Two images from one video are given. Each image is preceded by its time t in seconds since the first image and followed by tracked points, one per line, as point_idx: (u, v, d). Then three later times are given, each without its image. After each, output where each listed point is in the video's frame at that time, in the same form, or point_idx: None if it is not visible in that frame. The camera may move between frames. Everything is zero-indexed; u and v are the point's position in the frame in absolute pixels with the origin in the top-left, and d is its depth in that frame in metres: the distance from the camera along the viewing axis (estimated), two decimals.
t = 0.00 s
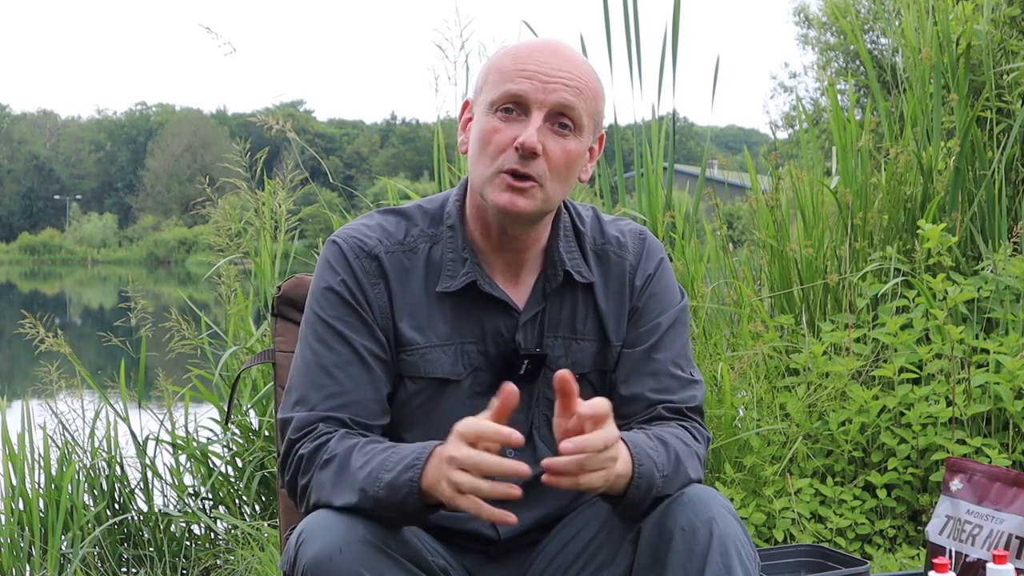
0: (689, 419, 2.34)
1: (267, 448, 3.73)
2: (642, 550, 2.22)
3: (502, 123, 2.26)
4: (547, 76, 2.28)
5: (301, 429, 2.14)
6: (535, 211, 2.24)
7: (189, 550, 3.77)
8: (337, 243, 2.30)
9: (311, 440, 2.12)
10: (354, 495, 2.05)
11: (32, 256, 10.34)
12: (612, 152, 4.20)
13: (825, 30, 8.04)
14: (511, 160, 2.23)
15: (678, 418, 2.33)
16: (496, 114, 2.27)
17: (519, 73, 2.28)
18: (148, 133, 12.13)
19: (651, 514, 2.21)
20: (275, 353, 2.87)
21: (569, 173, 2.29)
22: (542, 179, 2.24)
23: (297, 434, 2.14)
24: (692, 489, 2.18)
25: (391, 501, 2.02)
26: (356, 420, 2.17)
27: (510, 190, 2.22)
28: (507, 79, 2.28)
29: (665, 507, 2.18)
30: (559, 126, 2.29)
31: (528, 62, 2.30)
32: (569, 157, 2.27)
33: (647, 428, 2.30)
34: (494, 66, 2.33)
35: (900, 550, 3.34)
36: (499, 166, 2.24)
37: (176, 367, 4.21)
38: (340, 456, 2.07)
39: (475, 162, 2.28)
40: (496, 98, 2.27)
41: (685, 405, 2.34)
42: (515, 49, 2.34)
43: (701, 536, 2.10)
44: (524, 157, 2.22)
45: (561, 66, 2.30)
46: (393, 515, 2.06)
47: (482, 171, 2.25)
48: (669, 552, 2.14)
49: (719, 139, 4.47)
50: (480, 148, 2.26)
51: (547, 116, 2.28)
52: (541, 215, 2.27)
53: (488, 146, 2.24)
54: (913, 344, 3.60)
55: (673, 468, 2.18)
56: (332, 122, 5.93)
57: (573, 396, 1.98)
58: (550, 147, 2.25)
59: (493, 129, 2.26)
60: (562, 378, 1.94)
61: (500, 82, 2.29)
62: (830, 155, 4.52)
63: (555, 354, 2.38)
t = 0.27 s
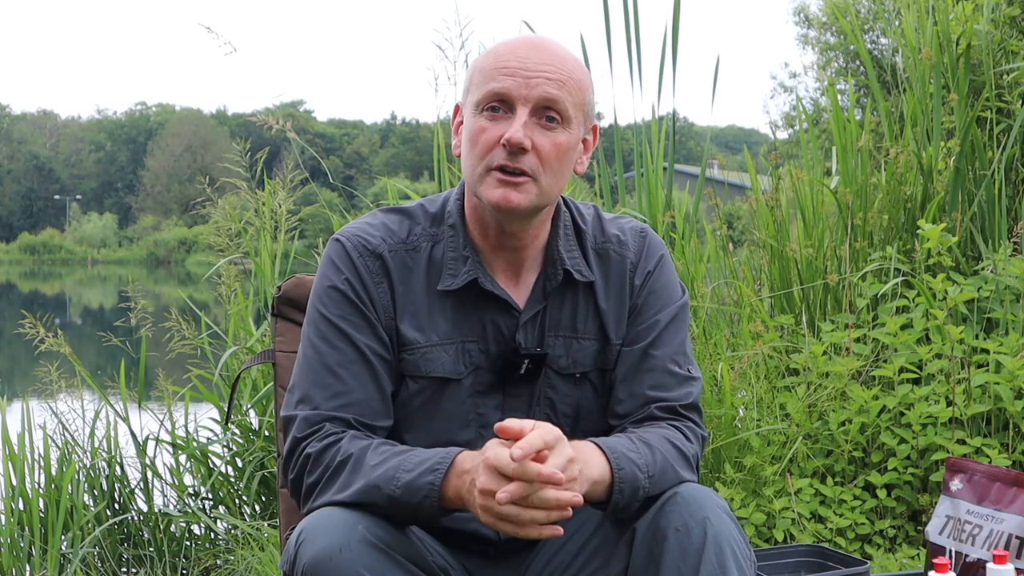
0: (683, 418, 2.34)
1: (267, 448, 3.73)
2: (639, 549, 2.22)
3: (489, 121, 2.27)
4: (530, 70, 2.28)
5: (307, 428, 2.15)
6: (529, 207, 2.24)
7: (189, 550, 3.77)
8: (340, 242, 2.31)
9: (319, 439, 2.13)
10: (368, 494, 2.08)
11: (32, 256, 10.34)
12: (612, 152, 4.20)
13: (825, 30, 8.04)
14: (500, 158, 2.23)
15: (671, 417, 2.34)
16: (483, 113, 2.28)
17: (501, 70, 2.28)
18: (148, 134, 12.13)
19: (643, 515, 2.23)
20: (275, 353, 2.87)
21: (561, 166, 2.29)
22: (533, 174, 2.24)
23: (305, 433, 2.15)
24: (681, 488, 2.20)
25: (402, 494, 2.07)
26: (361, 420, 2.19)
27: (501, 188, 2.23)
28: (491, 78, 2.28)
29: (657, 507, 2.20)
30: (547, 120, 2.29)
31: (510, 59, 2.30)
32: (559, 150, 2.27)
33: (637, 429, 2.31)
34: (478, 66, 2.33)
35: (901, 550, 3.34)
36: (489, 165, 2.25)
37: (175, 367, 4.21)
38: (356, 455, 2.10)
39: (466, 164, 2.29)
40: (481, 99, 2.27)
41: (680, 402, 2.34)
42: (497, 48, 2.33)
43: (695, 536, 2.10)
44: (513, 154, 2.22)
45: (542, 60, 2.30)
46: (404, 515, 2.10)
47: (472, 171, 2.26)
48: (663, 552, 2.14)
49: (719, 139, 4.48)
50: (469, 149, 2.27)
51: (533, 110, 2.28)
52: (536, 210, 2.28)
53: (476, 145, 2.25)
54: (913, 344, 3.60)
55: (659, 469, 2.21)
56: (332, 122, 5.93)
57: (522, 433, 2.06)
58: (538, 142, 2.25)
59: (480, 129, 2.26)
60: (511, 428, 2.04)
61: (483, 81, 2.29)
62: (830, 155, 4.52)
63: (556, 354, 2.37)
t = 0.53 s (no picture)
0: (683, 418, 2.34)
1: (267, 448, 3.73)
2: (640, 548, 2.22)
3: (492, 124, 2.27)
4: (534, 74, 2.28)
5: (306, 429, 2.15)
6: (531, 210, 2.25)
7: (190, 550, 3.77)
8: (338, 243, 2.31)
9: (318, 440, 2.13)
10: (368, 493, 2.08)
11: (32, 255, 10.34)
12: (612, 152, 4.21)
13: (825, 30, 8.03)
14: (504, 161, 2.24)
15: (671, 417, 2.34)
16: (486, 116, 2.28)
17: (506, 74, 2.28)
18: (148, 133, 12.13)
19: (645, 515, 2.23)
20: (275, 354, 2.87)
21: (564, 170, 2.29)
22: (536, 178, 2.24)
23: (303, 435, 2.15)
24: (682, 488, 2.20)
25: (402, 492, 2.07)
26: (359, 421, 2.19)
27: (503, 192, 2.23)
28: (495, 80, 2.28)
29: (659, 507, 2.20)
30: (550, 124, 2.29)
31: (515, 61, 2.29)
32: (563, 154, 2.27)
33: (638, 429, 2.31)
34: (482, 68, 2.33)
35: (901, 550, 3.34)
36: (492, 167, 2.25)
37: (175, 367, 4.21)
38: (356, 454, 2.11)
39: (468, 165, 2.29)
40: (485, 101, 2.27)
41: (679, 403, 2.34)
42: (502, 49, 2.33)
43: (697, 537, 2.10)
44: (516, 157, 2.22)
45: (547, 64, 2.30)
46: (405, 514, 2.10)
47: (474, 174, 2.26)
48: (665, 552, 2.14)
49: (719, 139, 4.48)
50: (472, 151, 2.27)
51: (537, 114, 2.28)
52: (538, 213, 2.28)
53: (479, 149, 2.25)
54: (913, 344, 3.60)
55: (659, 468, 2.21)
56: (332, 122, 5.93)
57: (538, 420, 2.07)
58: (541, 146, 2.25)
59: (483, 132, 2.26)
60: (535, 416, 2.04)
61: (487, 83, 2.29)
62: (830, 155, 4.53)
63: (555, 355, 2.37)
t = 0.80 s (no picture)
0: (684, 418, 2.34)
1: (267, 448, 3.73)
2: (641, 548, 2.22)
3: (496, 126, 2.26)
4: (539, 77, 2.27)
5: (306, 429, 2.15)
6: (533, 213, 2.25)
7: (190, 550, 3.77)
8: (338, 244, 2.31)
9: (318, 440, 2.13)
10: (369, 492, 2.08)
11: (32, 256, 10.34)
12: (612, 152, 4.21)
13: (825, 30, 8.03)
14: (506, 164, 2.24)
15: (672, 417, 2.34)
16: (489, 117, 2.27)
17: (510, 76, 2.27)
18: (148, 133, 12.13)
19: (646, 515, 2.23)
20: (275, 354, 2.87)
21: (566, 174, 2.29)
22: (539, 181, 2.25)
23: (304, 435, 2.15)
24: (683, 487, 2.20)
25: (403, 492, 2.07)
26: (360, 421, 2.19)
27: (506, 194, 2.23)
28: (498, 82, 2.28)
29: (660, 506, 2.20)
30: (553, 127, 2.29)
31: (518, 64, 2.29)
32: (565, 157, 2.27)
33: (638, 429, 2.31)
34: (485, 69, 2.32)
35: (901, 550, 3.34)
36: (495, 170, 2.25)
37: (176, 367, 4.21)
38: (357, 453, 2.11)
39: (471, 167, 2.29)
40: (488, 103, 2.27)
41: (679, 403, 2.34)
42: (505, 51, 2.33)
43: (698, 536, 2.10)
44: (519, 161, 2.23)
45: (551, 67, 2.29)
46: (405, 513, 2.10)
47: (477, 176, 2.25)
48: (666, 552, 2.14)
49: (719, 139, 4.48)
50: (475, 153, 2.27)
51: (540, 117, 2.28)
52: (540, 216, 2.28)
53: (482, 151, 2.25)
54: (913, 344, 3.60)
55: (660, 467, 2.21)
56: (332, 122, 5.94)
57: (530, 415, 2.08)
58: (544, 149, 2.25)
59: (487, 134, 2.26)
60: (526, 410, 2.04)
61: (491, 85, 2.28)
62: (830, 155, 4.53)
63: (555, 355, 2.38)
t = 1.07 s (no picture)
0: (683, 418, 2.34)
1: (267, 448, 3.73)
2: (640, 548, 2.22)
3: (498, 126, 2.26)
4: (541, 77, 2.27)
5: (306, 430, 2.15)
6: (534, 212, 2.25)
7: (190, 550, 3.77)
8: (338, 244, 2.31)
9: (318, 440, 2.13)
10: (369, 492, 2.08)
11: (32, 256, 10.34)
12: (612, 152, 4.21)
13: (825, 30, 8.03)
14: (508, 163, 2.24)
15: (671, 417, 2.34)
16: (492, 117, 2.27)
17: (512, 75, 2.27)
18: (148, 134, 12.14)
19: (646, 515, 2.23)
20: (275, 354, 2.87)
21: (568, 174, 2.30)
22: (541, 181, 2.25)
23: (304, 435, 2.15)
24: (683, 487, 2.20)
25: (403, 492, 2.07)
26: (360, 421, 2.19)
27: (508, 195, 2.23)
28: (500, 82, 2.27)
29: (660, 506, 2.20)
30: (555, 127, 2.29)
31: (521, 64, 2.29)
32: (567, 158, 2.27)
33: (638, 429, 2.31)
34: (487, 69, 2.32)
35: (900, 550, 3.34)
36: (497, 169, 2.25)
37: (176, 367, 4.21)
38: (357, 453, 2.11)
39: (473, 167, 2.29)
40: (490, 103, 2.27)
41: (679, 403, 2.34)
42: (507, 50, 2.32)
43: (698, 536, 2.10)
44: (521, 160, 2.23)
45: (554, 67, 2.29)
46: (405, 513, 2.10)
47: (479, 176, 2.26)
48: (666, 552, 2.14)
49: (719, 139, 4.48)
50: (477, 152, 2.27)
51: (543, 117, 2.28)
52: (541, 215, 2.28)
53: (484, 151, 2.25)
54: (913, 344, 3.60)
55: (659, 466, 2.21)
56: (332, 122, 5.94)
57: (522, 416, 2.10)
58: (546, 149, 2.25)
59: (489, 134, 2.26)
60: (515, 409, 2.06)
61: (493, 84, 2.28)
62: (830, 155, 4.53)
63: (554, 356, 2.38)
